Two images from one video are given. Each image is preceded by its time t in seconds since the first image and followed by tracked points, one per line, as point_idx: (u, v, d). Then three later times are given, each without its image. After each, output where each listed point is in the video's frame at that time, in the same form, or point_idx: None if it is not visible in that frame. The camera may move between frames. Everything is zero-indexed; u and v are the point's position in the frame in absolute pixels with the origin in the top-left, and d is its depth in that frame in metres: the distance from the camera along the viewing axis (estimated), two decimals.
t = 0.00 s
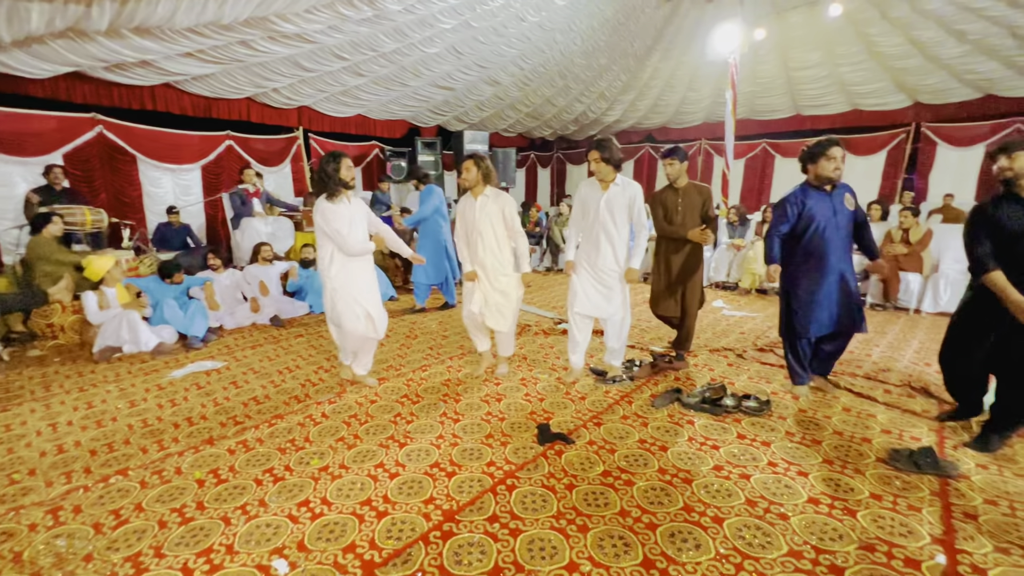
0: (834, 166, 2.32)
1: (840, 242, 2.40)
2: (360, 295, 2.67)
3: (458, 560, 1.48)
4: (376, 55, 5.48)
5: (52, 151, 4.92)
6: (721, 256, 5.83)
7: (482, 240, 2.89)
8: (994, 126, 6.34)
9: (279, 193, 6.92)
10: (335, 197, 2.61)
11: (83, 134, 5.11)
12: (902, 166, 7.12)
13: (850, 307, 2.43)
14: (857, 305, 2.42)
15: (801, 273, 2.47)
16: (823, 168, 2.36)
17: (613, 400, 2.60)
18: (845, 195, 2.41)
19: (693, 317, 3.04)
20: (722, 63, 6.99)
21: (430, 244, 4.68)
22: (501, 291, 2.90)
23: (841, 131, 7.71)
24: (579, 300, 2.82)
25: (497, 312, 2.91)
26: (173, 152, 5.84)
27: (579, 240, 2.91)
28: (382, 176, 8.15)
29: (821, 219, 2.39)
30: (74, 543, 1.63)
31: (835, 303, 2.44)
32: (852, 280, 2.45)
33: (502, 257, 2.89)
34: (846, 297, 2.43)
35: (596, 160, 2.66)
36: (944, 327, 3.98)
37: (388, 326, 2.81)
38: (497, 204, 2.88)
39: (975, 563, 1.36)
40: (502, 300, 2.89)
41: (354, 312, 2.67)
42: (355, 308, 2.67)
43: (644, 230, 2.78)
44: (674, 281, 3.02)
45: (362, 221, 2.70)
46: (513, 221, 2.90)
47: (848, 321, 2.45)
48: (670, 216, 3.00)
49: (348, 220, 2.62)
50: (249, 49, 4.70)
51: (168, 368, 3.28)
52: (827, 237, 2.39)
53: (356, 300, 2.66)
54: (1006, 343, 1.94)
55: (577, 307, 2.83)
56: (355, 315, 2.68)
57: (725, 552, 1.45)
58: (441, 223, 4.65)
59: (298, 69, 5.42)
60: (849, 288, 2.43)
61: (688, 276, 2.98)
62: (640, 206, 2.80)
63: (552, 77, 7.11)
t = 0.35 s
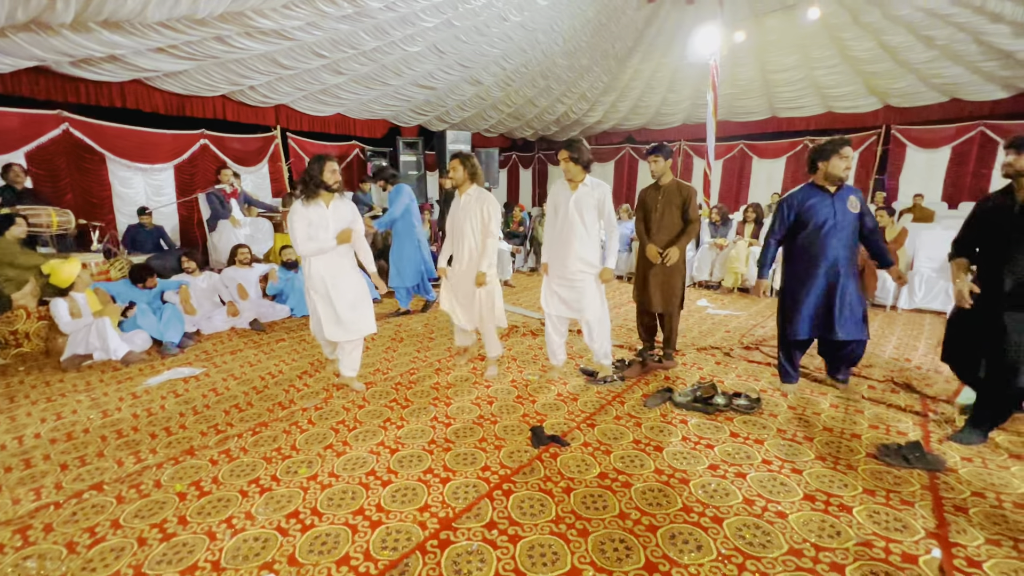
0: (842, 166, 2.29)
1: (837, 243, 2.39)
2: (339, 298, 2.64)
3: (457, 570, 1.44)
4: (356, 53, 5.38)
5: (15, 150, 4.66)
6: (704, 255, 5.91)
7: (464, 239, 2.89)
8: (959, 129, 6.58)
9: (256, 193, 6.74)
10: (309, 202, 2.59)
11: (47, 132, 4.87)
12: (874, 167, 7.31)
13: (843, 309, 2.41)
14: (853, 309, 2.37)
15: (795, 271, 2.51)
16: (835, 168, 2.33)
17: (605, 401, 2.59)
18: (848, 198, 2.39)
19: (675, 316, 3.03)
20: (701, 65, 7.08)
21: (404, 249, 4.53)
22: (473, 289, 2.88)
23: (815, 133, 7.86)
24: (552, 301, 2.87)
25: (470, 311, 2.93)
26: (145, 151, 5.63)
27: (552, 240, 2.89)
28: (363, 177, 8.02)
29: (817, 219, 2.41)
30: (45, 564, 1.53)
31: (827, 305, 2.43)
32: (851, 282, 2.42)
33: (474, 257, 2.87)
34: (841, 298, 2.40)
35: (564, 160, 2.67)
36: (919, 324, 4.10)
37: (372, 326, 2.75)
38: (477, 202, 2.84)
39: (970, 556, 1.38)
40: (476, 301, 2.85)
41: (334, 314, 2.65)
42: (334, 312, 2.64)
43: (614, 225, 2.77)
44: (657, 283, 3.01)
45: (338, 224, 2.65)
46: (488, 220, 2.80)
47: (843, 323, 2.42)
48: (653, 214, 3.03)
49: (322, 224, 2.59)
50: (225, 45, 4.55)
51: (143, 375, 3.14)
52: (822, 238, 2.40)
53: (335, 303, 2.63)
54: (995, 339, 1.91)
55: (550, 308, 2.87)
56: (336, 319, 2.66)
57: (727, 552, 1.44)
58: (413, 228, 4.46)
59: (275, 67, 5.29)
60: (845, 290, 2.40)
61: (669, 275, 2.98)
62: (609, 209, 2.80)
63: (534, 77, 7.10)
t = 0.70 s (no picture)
0: (873, 161, 2.16)
1: (859, 241, 2.24)
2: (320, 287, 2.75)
3: (461, 570, 1.42)
4: (341, 51, 5.31)
5: None
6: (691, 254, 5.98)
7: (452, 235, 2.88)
8: (933, 131, 6.80)
9: (238, 192, 6.60)
10: (294, 195, 2.71)
11: (19, 128, 4.70)
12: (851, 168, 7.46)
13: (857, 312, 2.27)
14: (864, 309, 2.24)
15: (814, 268, 2.40)
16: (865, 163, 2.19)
17: (600, 398, 2.59)
18: (879, 194, 2.23)
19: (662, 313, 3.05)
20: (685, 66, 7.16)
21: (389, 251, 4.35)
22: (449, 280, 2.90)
23: (796, 135, 7.98)
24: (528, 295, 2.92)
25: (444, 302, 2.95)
26: (123, 149, 5.47)
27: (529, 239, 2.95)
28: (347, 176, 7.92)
29: (839, 216, 2.28)
30: None
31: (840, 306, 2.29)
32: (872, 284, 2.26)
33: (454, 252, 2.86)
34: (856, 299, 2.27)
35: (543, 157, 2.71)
36: (899, 320, 4.22)
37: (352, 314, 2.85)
38: (467, 199, 2.81)
39: (964, 544, 1.42)
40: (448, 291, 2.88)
41: (314, 303, 2.78)
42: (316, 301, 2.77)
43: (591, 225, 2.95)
44: (645, 281, 3.02)
45: (321, 217, 2.73)
46: (472, 216, 2.78)
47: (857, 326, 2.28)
48: (639, 213, 3.05)
49: (304, 217, 2.69)
50: (206, 41, 4.44)
51: (125, 379, 3.05)
52: (841, 235, 2.28)
53: (316, 292, 2.76)
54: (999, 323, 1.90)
55: (533, 303, 2.92)
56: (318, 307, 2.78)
57: (730, 546, 1.46)
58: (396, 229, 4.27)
59: (258, 64, 5.18)
60: (862, 292, 2.26)
61: (654, 273, 3.00)
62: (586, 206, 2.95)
63: (520, 77, 7.09)
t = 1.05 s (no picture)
0: (873, 159, 2.24)
1: (862, 237, 2.33)
2: (337, 289, 2.80)
3: (459, 570, 1.41)
4: (330, 49, 5.26)
5: None
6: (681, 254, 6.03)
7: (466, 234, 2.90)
8: (915, 132, 6.93)
9: (225, 192, 6.50)
10: (300, 201, 2.73)
11: None
12: (836, 169, 7.57)
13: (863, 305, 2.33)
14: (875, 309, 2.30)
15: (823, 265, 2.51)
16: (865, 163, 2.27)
17: (594, 397, 2.60)
18: (887, 191, 2.27)
19: (669, 311, 3.08)
20: (673, 67, 7.21)
21: (381, 257, 4.30)
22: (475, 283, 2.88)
23: (782, 136, 8.08)
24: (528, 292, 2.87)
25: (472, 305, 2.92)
26: (105, 148, 5.36)
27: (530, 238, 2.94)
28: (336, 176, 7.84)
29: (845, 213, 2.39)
30: None
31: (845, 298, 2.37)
32: (882, 280, 2.31)
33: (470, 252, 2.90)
34: (863, 293, 2.33)
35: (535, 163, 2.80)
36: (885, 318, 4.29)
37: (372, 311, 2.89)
38: (481, 200, 2.88)
39: (954, 536, 1.45)
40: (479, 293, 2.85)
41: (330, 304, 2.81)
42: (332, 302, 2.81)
43: (581, 224, 3.06)
44: (651, 278, 3.06)
45: (332, 220, 2.78)
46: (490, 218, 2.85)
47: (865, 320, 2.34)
48: (641, 212, 3.07)
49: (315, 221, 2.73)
50: (191, 38, 4.37)
51: (110, 382, 2.98)
52: (846, 232, 2.38)
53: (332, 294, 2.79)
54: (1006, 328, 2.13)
55: (530, 300, 2.86)
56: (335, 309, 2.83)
57: (726, 542, 1.47)
58: (388, 232, 4.22)
59: (245, 62, 5.11)
60: (868, 285, 2.32)
61: (661, 271, 3.04)
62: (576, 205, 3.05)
63: (510, 77, 7.09)
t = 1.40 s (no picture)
0: (874, 161, 2.27)
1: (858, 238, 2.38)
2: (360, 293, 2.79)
3: (455, 572, 1.40)
4: (323, 49, 5.23)
5: None
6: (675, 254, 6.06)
7: (490, 234, 2.96)
8: (905, 133, 7.00)
9: (217, 192, 6.44)
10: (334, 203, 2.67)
11: None
12: (827, 170, 7.64)
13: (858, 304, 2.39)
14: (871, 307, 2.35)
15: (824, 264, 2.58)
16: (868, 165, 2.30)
17: (589, 397, 2.60)
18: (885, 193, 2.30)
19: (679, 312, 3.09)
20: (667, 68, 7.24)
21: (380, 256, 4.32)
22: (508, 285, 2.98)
23: (774, 137, 8.14)
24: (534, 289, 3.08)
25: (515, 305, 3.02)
26: (95, 147, 5.29)
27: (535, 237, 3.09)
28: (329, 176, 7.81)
29: (845, 215, 2.44)
30: None
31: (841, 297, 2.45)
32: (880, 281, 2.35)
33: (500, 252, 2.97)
34: (858, 290, 2.38)
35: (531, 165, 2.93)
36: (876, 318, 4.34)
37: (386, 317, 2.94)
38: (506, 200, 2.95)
39: (946, 534, 1.47)
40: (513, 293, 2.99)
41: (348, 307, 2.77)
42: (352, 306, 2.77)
43: (573, 223, 3.25)
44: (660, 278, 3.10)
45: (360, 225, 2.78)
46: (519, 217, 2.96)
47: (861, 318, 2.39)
48: (653, 212, 3.07)
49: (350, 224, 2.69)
50: (182, 36, 4.33)
51: (99, 384, 2.94)
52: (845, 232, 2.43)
53: (355, 297, 2.77)
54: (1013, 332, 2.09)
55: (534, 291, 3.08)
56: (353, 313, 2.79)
57: (721, 542, 1.47)
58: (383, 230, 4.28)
59: (237, 61, 5.07)
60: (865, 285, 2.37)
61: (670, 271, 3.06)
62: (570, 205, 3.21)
63: (504, 77, 7.09)
